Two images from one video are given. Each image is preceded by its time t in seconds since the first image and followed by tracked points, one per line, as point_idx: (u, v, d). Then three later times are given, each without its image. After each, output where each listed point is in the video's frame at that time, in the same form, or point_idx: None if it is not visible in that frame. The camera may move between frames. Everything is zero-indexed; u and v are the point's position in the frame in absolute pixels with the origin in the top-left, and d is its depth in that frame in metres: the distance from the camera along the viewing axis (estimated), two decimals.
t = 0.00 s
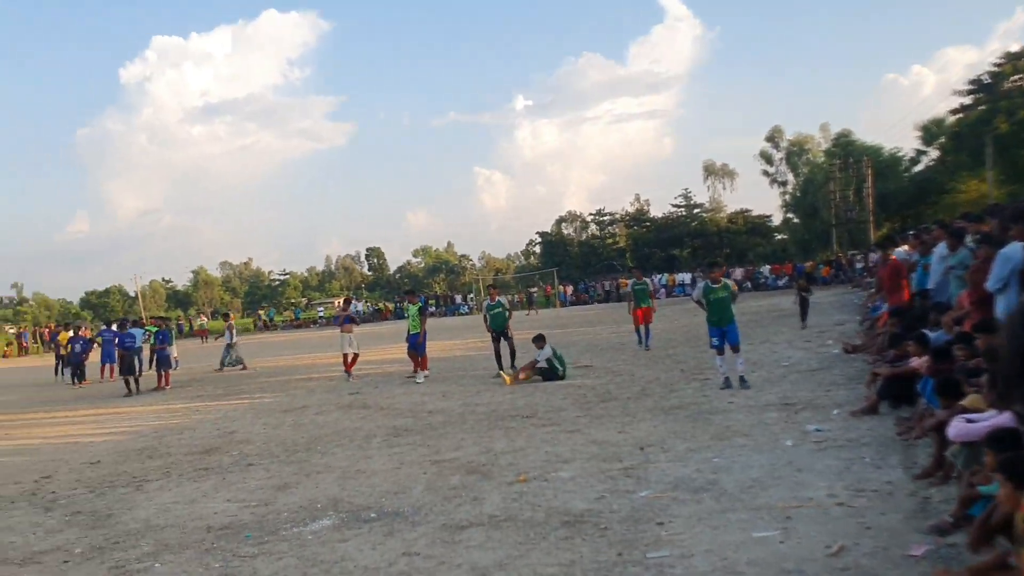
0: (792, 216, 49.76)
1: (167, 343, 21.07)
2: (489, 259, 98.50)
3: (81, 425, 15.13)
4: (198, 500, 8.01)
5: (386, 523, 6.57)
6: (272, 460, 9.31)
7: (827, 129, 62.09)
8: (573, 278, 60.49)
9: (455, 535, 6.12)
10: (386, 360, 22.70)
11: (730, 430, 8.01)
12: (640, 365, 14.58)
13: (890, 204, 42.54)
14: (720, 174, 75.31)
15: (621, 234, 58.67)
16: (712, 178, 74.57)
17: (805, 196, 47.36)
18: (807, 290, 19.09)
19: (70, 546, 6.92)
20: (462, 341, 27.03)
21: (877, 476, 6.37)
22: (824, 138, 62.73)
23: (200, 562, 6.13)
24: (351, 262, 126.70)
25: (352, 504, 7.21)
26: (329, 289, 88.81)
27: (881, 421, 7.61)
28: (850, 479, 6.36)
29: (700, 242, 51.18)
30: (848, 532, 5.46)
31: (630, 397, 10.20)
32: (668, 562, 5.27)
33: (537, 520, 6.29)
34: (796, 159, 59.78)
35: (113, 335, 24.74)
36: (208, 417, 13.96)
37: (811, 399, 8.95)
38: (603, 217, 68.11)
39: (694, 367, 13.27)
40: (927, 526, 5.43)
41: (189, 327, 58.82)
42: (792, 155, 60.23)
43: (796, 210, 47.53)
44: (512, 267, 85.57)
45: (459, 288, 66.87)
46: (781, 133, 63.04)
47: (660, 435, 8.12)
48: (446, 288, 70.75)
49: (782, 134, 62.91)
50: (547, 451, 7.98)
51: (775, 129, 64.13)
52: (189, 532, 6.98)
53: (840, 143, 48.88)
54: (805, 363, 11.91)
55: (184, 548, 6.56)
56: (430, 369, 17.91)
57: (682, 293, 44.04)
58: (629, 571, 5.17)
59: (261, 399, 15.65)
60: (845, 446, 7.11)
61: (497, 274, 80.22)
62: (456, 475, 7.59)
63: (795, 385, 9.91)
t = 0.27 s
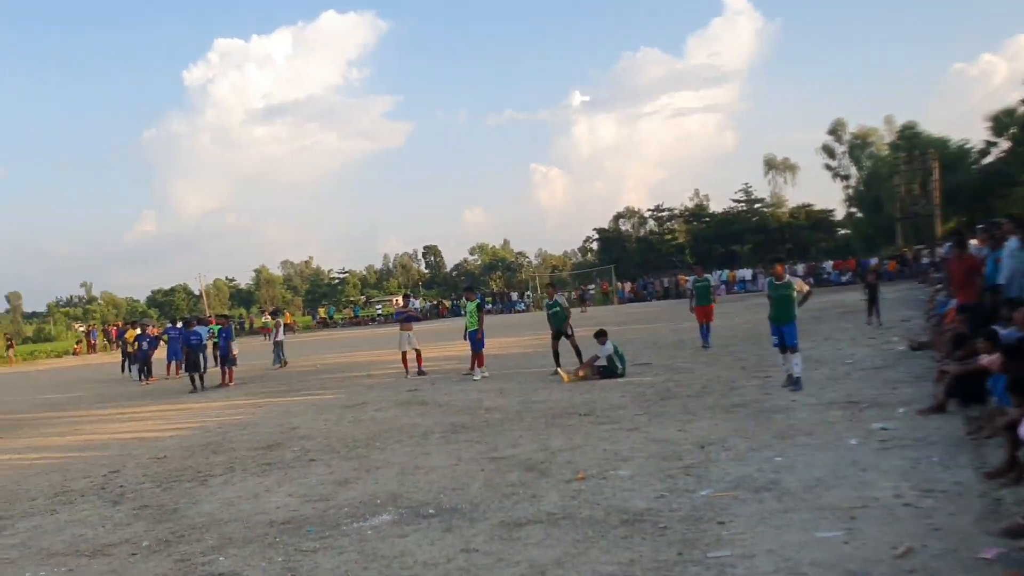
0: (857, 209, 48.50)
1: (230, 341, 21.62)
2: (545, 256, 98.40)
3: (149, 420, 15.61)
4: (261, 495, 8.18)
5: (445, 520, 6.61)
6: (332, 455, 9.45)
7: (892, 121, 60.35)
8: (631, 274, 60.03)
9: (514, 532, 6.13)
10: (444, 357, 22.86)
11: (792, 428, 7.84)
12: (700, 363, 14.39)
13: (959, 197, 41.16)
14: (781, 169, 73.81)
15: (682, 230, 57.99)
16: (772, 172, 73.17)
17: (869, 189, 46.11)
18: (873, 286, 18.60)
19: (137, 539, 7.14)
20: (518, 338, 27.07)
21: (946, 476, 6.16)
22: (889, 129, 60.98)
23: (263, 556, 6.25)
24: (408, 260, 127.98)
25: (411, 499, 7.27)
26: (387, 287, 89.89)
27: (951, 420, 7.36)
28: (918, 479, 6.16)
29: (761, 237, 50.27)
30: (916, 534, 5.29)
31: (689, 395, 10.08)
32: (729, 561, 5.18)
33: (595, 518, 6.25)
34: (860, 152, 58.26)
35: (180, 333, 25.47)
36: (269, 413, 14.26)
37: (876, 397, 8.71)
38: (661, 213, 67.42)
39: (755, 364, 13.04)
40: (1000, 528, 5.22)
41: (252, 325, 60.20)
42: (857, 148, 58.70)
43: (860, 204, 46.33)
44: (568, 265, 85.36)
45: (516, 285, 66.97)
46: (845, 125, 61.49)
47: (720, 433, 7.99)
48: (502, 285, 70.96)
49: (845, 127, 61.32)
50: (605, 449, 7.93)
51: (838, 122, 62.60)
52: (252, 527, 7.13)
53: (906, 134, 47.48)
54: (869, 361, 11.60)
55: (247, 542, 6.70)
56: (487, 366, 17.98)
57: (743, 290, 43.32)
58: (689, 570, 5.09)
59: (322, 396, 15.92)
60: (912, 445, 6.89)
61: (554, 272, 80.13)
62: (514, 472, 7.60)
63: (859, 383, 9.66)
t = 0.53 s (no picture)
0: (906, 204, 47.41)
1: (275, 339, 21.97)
2: (586, 254, 98.01)
3: (197, 417, 15.93)
4: (306, 491, 8.29)
5: (488, 517, 6.62)
6: (376, 452, 9.54)
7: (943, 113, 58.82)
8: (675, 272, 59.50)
9: (557, 530, 6.11)
10: (486, 355, 22.92)
11: (840, 427, 7.69)
12: (744, 361, 14.21)
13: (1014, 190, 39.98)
14: (827, 164, 72.45)
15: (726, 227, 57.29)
16: (818, 167, 71.86)
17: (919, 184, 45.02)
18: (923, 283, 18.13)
19: (186, 534, 7.29)
20: (560, 336, 27.01)
21: (1000, 476, 5.99)
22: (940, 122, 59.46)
23: (309, 551, 6.33)
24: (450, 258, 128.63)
25: (454, 497, 7.30)
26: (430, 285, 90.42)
27: (1004, 418, 7.15)
28: (970, 479, 5.99)
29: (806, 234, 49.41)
30: (968, 535, 5.15)
31: (734, 393, 9.95)
32: (775, 562, 5.10)
33: (639, 516, 6.20)
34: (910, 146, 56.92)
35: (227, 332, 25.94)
36: (314, 410, 14.45)
37: (926, 395, 8.51)
38: (705, 209, 66.68)
39: (801, 362, 12.84)
40: None
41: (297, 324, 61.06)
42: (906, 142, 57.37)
43: (910, 198, 45.28)
44: (611, 262, 84.96)
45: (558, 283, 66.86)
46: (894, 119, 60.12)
47: (766, 432, 7.88)
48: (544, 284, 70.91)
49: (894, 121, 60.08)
50: (649, 448, 7.87)
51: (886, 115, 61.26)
52: (297, 522, 7.23)
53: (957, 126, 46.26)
54: (919, 358, 11.33)
55: (293, 537, 6.79)
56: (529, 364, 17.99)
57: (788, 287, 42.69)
58: (734, 570, 5.02)
59: (366, 393, 16.08)
60: (964, 444, 6.72)
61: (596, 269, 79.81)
62: (557, 470, 7.58)
63: (908, 381, 9.44)
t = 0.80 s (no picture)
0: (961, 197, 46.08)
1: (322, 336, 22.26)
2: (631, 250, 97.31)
3: (247, 412, 16.24)
4: (353, 486, 8.39)
5: (534, 513, 6.63)
6: (422, 448, 9.61)
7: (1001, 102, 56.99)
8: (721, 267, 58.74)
9: (603, 527, 6.09)
10: (531, 352, 22.91)
11: (892, 425, 7.52)
12: (793, 357, 13.97)
13: None
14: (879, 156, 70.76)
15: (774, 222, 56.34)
16: (869, 160, 70.23)
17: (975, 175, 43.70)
18: (980, 280, 17.64)
19: (236, 528, 7.44)
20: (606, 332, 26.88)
21: None
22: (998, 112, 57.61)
23: (356, 546, 6.41)
24: (495, 255, 128.90)
25: (499, 493, 7.32)
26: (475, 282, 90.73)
27: None
28: None
29: (856, 228, 48.35)
30: None
31: (783, 390, 9.79)
32: (826, 560, 5.00)
33: (686, 514, 6.14)
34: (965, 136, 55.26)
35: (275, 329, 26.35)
36: (360, 406, 14.62)
37: (982, 392, 8.27)
38: (752, 204, 65.69)
39: (851, 359, 12.58)
40: None
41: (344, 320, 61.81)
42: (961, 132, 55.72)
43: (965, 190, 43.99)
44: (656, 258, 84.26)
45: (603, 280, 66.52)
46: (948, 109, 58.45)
47: (816, 429, 7.74)
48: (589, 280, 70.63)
49: (948, 112, 58.45)
50: (696, 445, 7.79)
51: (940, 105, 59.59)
52: (346, 517, 7.32)
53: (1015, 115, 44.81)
54: (975, 354, 11.02)
55: (341, 532, 6.88)
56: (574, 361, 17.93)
57: (837, 282, 41.91)
58: (784, 569, 4.94)
59: (411, 390, 16.22)
60: (1022, 442, 6.51)
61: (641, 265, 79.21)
62: (603, 467, 7.54)
63: (963, 378, 9.19)
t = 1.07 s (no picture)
0: None
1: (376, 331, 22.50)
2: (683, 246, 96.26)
3: (303, 407, 16.53)
4: (407, 480, 8.48)
5: (587, 509, 6.60)
6: (475, 443, 9.66)
7: None
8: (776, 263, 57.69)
9: (658, 524, 6.03)
10: (582, 348, 22.84)
11: (955, 422, 7.30)
12: (851, 353, 13.66)
13: None
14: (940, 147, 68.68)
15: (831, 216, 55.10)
16: (930, 151, 68.23)
17: None
18: None
19: (292, 521, 7.57)
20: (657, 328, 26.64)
21: None
22: None
23: (411, 540, 6.47)
24: (545, 251, 128.77)
25: (552, 488, 7.31)
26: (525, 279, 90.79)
27: None
28: None
29: (916, 221, 47.01)
30: None
31: (841, 386, 9.58)
32: (887, 559, 4.88)
33: (742, 511, 6.05)
34: None
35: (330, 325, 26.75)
36: (413, 402, 14.75)
37: None
38: (808, 197, 64.37)
39: (912, 354, 12.24)
40: None
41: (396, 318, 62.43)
42: None
43: None
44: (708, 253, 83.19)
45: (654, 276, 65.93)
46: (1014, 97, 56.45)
47: (875, 426, 7.55)
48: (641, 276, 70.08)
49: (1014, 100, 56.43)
50: (752, 442, 7.67)
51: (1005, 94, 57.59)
52: (400, 510, 7.40)
53: None
54: None
55: (395, 526, 6.95)
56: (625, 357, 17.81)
57: (896, 276, 40.88)
58: (843, 568, 4.83)
59: (463, 385, 16.31)
60: None
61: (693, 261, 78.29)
62: (657, 464, 7.48)
63: None
